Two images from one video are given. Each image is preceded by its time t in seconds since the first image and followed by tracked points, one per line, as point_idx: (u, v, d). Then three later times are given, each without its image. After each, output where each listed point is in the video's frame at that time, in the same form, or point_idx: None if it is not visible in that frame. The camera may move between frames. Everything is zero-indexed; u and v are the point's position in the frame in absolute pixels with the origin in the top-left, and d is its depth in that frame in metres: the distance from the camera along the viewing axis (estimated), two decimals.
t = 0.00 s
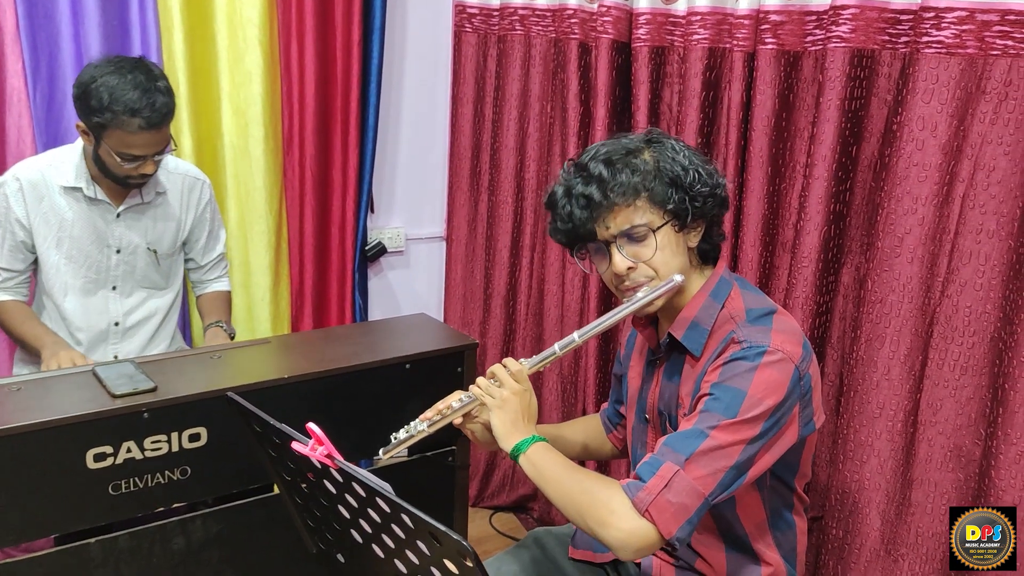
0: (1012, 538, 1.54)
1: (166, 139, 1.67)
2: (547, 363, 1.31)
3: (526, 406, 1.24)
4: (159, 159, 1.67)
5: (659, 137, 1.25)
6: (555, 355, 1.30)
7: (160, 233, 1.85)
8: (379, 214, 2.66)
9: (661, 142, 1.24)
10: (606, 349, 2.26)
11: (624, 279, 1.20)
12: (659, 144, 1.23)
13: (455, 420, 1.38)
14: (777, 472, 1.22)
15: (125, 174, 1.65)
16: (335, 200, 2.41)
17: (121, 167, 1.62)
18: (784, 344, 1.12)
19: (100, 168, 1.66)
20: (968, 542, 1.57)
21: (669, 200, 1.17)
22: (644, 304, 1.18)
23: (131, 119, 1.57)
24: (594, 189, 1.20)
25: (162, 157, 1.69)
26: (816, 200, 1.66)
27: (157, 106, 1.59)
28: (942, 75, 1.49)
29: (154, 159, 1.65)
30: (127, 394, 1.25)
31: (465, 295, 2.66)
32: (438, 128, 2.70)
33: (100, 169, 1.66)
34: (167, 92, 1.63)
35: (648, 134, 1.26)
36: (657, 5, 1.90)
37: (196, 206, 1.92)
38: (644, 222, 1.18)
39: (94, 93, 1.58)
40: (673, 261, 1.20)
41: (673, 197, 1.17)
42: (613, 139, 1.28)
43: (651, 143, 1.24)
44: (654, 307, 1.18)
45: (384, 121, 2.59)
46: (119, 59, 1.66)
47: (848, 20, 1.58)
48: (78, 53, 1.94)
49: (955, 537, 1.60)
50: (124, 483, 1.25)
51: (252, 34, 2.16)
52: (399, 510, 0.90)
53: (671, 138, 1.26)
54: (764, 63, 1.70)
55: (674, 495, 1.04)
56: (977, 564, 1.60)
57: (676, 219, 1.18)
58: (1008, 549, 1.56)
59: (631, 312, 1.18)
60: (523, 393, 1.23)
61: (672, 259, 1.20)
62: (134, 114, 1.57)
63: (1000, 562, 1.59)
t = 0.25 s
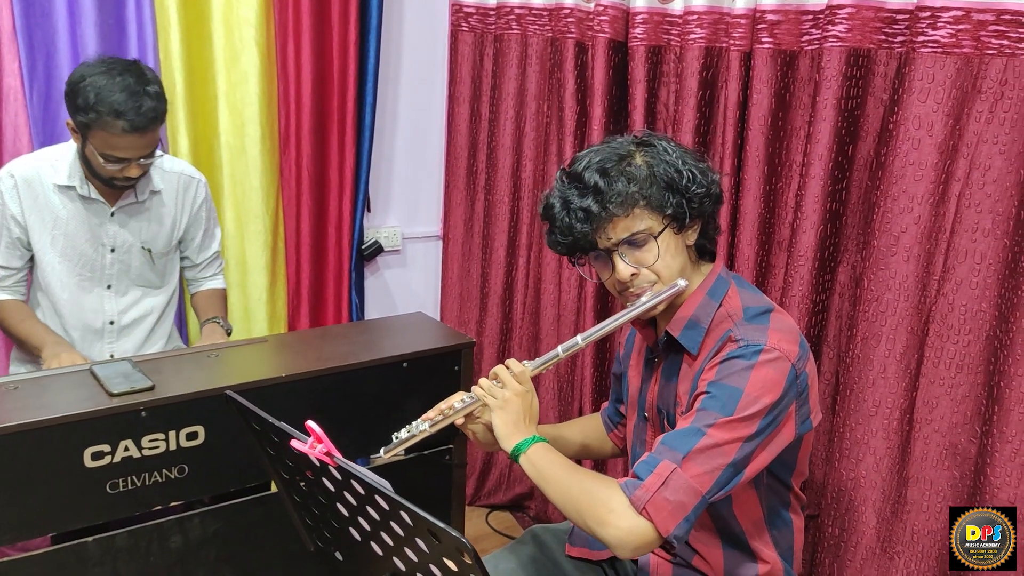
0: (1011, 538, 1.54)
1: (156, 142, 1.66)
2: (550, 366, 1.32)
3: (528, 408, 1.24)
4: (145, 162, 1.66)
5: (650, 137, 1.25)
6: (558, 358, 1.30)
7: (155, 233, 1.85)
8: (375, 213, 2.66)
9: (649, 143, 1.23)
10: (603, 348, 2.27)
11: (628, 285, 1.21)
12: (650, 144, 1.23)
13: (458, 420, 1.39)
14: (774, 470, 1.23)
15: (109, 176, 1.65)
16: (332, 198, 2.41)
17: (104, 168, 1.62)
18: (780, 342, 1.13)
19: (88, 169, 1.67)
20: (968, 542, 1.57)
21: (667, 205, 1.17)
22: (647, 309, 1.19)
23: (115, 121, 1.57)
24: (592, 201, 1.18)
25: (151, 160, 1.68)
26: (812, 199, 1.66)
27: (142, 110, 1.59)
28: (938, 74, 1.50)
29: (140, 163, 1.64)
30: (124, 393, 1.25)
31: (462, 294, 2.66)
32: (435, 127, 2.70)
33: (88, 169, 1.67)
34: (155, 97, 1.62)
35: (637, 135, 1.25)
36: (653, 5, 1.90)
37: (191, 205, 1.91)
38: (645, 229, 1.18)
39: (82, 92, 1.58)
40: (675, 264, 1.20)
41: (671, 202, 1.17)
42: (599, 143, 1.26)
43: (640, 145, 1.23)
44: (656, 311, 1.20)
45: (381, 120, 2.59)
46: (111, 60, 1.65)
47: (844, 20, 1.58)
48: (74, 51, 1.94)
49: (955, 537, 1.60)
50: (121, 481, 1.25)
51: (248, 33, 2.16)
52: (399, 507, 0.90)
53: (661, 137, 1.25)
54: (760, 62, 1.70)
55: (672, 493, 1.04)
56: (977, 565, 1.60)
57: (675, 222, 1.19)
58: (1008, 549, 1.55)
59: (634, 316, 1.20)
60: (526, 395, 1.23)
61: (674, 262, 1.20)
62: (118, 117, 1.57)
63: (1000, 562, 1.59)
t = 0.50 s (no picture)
0: (1011, 537, 1.54)
1: (147, 143, 1.66)
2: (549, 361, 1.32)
3: (525, 402, 1.25)
4: (135, 164, 1.65)
5: (650, 136, 1.25)
6: (557, 353, 1.31)
7: (151, 231, 1.85)
8: (374, 212, 2.66)
9: (650, 142, 1.23)
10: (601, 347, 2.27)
11: (628, 283, 1.21)
12: (650, 143, 1.23)
13: (456, 413, 1.39)
14: (773, 467, 1.23)
15: (99, 177, 1.65)
16: (330, 197, 2.41)
17: (93, 168, 1.62)
18: (779, 340, 1.13)
19: (78, 169, 1.68)
20: (968, 542, 1.57)
21: (669, 203, 1.17)
22: (648, 306, 1.20)
23: (103, 122, 1.57)
24: (594, 199, 1.18)
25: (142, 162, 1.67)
26: (810, 198, 1.67)
27: (131, 111, 1.58)
28: (936, 74, 1.50)
29: (129, 165, 1.63)
30: (124, 392, 1.25)
31: (460, 293, 2.66)
32: (433, 126, 2.70)
33: (78, 169, 1.67)
34: (145, 99, 1.62)
35: (637, 134, 1.26)
36: (652, 5, 1.90)
37: (186, 204, 1.91)
38: (646, 227, 1.18)
39: (71, 92, 1.58)
40: (675, 262, 1.21)
41: (673, 200, 1.17)
42: (599, 143, 1.26)
43: (640, 144, 1.23)
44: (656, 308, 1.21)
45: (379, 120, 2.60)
46: (103, 61, 1.66)
47: (842, 19, 1.59)
48: (73, 50, 1.94)
49: (954, 536, 1.61)
50: (121, 480, 1.26)
51: (247, 32, 2.16)
52: (399, 506, 0.90)
53: (661, 136, 1.25)
54: (759, 62, 1.71)
55: (669, 486, 1.05)
56: (978, 565, 1.60)
57: (676, 220, 1.19)
58: (1008, 549, 1.56)
59: (634, 314, 1.21)
60: (523, 387, 1.24)
61: (675, 260, 1.21)
62: (106, 117, 1.56)
63: (1000, 562, 1.59)
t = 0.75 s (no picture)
0: (1011, 537, 1.54)
1: (139, 143, 1.66)
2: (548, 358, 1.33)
3: (525, 399, 1.24)
4: (129, 164, 1.65)
5: (650, 133, 1.25)
6: (556, 350, 1.31)
7: (144, 231, 1.85)
8: (372, 210, 2.66)
9: (650, 138, 1.23)
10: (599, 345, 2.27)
11: (628, 279, 1.21)
12: (650, 140, 1.23)
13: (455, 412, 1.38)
14: (772, 465, 1.23)
15: (93, 178, 1.64)
16: (328, 196, 2.41)
17: (87, 171, 1.62)
18: (779, 337, 1.13)
19: (70, 171, 1.67)
20: (968, 541, 1.58)
21: (669, 200, 1.17)
22: (646, 303, 1.20)
23: (96, 124, 1.57)
24: (594, 194, 1.19)
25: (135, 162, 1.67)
26: (808, 197, 1.67)
27: (123, 112, 1.58)
28: (934, 73, 1.50)
29: (122, 165, 1.63)
30: (123, 391, 1.25)
31: (458, 291, 2.66)
32: (432, 125, 2.70)
33: (71, 171, 1.67)
34: (136, 99, 1.62)
35: (638, 131, 1.26)
36: (651, 3, 1.90)
37: (181, 203, 1.91)
38: (646, 223, 1.18)
39: (63, 95, 1.58)
40: (674, 259, 1.21)
41: (673, 197, 1.17)
42: (600, 138, 1.26)
43: (641, 140, 1.23)
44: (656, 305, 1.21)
45: (378, 119, 2.60)
46: (93, 62, 1.66)
47: (841, 18, 1.59)
48: (70, 49, 1.94)
49: (954, 536, 1.61)
50: (120, 479, 1.26)
51: (245, 31, 2.15)
52: (400, 504, 0.91)
53: (661, 133, 1.26)
54: (757, 61, 1.71)
55: (669, 482, 1.05)
56: (978, 565, 1.61)
57: (676, 217, 1.19)
58: (1008, 549, 1.56)
59: (634, 310, 1.21)
60: (523, 386, 1.24)
61: (674, 256, 1.21)
62: (99, 119, 1.56)
63: (1000, 562, 1.59)
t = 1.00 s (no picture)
0: (1011, 537, 1.55)
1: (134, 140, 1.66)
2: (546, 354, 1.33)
3: (523, 392, 1.25)
4: (125, 161, 1.65)
5: (652, 129, 1.26)
6: (554, 345, 1.31)
7: (138, 230, 1.85)
8: (368, 208, 2.66)
9: (653, 135, 1.24)
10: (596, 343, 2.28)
11: (628, 274, 1.21)
12: (653, 136, 1.24)
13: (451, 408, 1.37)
14: (771, 464, 1.24)
15: (90, 177, 1.64)
16: (325, 194, 2.41)
17: (85, 169, 1.62)
18: (779, 335, 1.13)
19: (66, 169, 1.66)
20: (968, 542, 1.58)
21: (671, 196, 1.18)
22: (647, 298, 1.20)
23: (93, 123, 1.56)
24: (597, 188, 1.19)
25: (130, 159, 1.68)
26: (805, 195, 1.67)
27: (120, 110, 1.58)
28: (931, 71, 1.51)
29: (119, 162, 1.63)
30: (120, 389, 1.25)
31: (454, 289, 2.66)
32: (428, 123, 2.70)
33: (65, 170, 1.66)
34: (131, 95, 1.62)
35: (640, 127, 1.26)
36: (648, 2, 1.90)
37: (174, 200, 1.91)
38: (648, 218, 1.18)
39: (57, 95, 1.58)
40: (675, 255, 1.21)
41: (675, 193, 1.18)
42: (604, 134, 1.27)
43: (644, 136, 1.24)
44: (655, 300, 1.21)
45: (374, 117, 2.59)
46: (84, 60, 1.65)
47: (838, 17, 1.59)
48: (66, 47, 1.93)
49: (955, 537, 1.62)
50: (117, 478, 1.26)
51: (241, 28, 2.15)
52: (399, 501, 0.91)
53: (664, 129, 1.26)
54: (754, 59, 1.71)
55: (670, 480, 1.05)
56: (977, 565, 1.61)
57: (676, 214, 1.19)
58: (1008, 549, 1.57)
59: (635, 305, 1.20)
60: (520, 380, 1.24)
61: (674, 253, 1.21)
62: (96, 117, 1.56)
63: (1000, 562, 1.60)
